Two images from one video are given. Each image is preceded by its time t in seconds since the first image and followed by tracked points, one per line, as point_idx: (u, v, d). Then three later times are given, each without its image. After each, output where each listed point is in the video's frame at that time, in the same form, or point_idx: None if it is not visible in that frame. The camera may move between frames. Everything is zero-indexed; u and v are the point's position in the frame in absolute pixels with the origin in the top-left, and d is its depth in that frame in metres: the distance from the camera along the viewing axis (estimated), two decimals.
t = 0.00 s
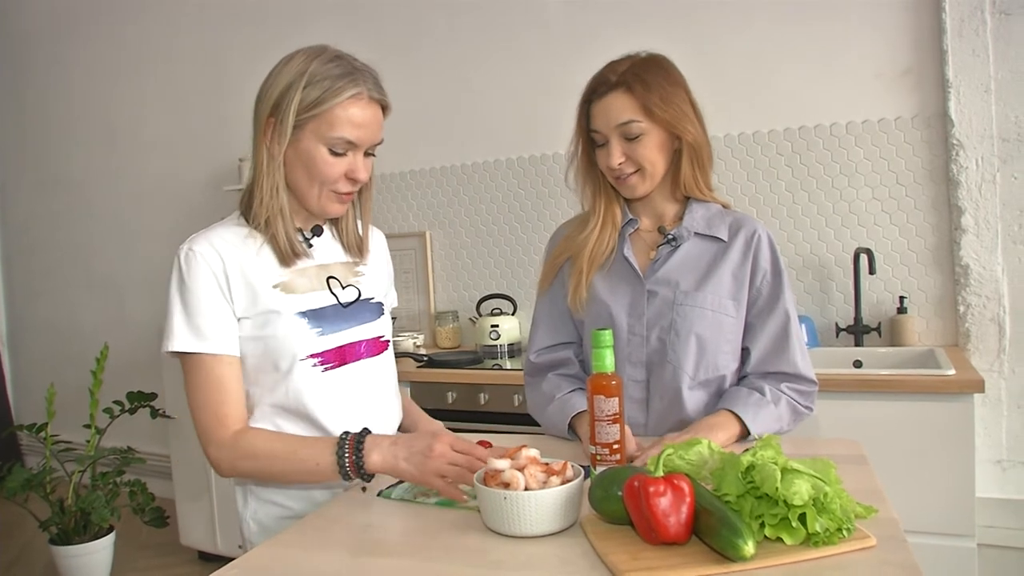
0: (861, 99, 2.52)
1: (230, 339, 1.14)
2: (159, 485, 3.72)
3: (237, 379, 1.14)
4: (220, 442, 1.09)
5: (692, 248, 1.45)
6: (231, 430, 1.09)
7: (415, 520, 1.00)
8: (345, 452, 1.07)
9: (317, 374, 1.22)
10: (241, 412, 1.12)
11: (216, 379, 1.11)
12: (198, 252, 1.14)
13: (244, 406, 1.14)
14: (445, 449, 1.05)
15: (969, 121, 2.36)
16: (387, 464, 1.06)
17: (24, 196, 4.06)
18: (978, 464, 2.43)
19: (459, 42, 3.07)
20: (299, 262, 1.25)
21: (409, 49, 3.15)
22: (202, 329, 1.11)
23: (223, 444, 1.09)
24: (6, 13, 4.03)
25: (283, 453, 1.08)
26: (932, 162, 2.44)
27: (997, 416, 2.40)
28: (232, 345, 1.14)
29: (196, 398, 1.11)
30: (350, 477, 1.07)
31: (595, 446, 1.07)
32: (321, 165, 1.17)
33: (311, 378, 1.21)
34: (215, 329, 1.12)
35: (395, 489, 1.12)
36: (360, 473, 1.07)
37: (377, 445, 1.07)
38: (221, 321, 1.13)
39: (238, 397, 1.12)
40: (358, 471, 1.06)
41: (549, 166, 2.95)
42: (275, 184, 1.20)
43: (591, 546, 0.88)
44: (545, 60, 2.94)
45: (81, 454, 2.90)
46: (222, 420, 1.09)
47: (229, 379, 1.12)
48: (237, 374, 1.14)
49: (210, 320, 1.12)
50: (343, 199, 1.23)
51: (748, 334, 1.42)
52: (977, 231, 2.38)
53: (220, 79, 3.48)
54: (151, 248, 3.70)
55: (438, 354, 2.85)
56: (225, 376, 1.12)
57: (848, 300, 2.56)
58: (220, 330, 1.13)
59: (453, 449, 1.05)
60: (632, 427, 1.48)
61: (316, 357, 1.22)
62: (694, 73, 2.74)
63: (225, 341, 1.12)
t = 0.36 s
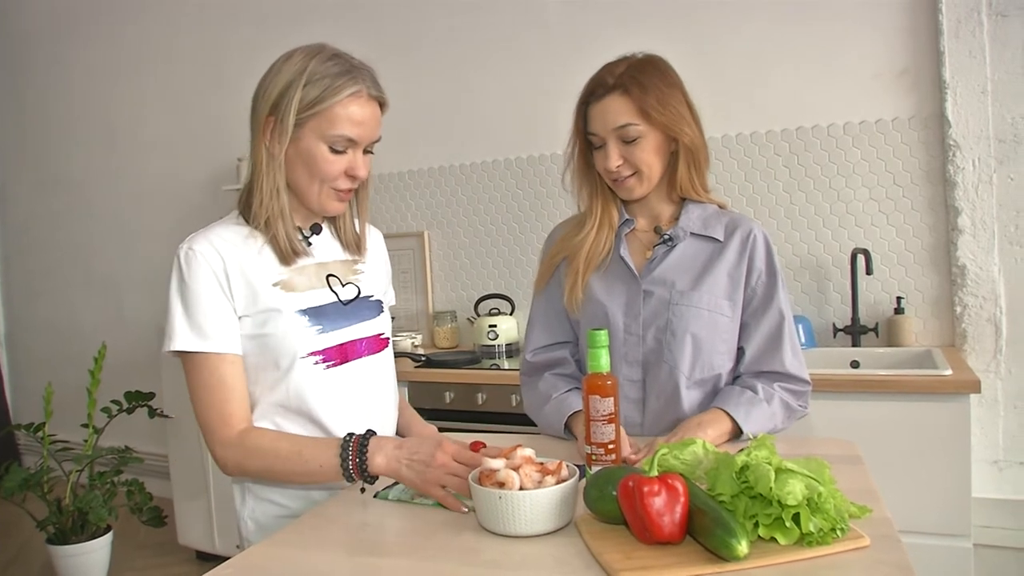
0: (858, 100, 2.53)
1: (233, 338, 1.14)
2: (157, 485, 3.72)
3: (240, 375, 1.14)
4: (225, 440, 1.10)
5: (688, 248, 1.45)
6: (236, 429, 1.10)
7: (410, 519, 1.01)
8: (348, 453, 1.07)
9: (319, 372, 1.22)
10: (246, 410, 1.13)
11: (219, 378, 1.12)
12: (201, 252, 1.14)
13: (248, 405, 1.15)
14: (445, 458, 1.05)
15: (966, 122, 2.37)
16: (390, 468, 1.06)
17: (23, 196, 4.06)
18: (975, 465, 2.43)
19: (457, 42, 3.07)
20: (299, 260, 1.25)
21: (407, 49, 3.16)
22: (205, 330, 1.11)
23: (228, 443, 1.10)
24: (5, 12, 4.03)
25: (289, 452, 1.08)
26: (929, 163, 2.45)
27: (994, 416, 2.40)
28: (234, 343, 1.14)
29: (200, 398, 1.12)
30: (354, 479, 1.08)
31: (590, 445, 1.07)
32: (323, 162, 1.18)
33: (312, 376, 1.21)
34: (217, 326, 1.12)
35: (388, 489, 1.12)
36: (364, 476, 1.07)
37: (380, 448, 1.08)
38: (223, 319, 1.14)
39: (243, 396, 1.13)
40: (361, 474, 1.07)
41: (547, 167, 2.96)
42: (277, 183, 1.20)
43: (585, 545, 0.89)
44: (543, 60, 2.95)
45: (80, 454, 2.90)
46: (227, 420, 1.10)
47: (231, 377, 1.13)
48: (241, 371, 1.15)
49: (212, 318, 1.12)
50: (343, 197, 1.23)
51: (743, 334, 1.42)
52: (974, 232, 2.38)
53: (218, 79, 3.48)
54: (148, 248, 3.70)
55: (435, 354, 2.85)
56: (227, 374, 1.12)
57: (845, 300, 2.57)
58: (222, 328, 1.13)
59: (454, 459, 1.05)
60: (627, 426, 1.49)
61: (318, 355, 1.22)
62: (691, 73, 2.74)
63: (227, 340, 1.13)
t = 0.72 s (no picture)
0: (858, 102, 2.53)
1: (233, 341, 1.14)
2: (156, 483, 3.72)
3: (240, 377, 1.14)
4: (224, 441, 1.10)
5: (686, 248, 1.45)
6: (236, 430, 1.11)
7: (404, 518, 1.01)
8: (344, 457, 1.06)
9: (315, 373, 1.22)
10: (245, 412, 1.13)
11: (219, 380, 1.12)
12: (196, 253, 1.14)
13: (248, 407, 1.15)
14: (439, 466, 1.04)
15: (965, 124, 2.37)
16: (383, 472, 1.05)
17: (22, 193, 4.06)
18: (973, 468, 2.43)
19: (457, 42, 3.07)
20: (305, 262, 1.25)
21: (406, 49, 3.15)
22: (205, 334, 1.11)
23: (228, 444, 1.10)
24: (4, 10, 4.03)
25: (286, 456, 1.09)
26: (929, 165, 2.45)
27: (993, 419, 2.40)
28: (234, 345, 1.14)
29: (200, 399, 1.12)
30: (349, 482, 1.07)
31: (585, 445, 1.07)
32: (345, 146, 1.21)
33: (308, 377, 1.21)
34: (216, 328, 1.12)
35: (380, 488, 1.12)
36: (359, 482, 1.07)
37: (376, 453, 1.06)
38: (222, 321, 1.13)
39: (242, 398, 1.13)
40: (356, 478, 1.06)
41: (547, 167, 2.95)
42: (294, 185, 1.20)
43: (579, 546, 0.89)
44: (543, 60, 2.95)
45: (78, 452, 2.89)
46: (227, 421, 1.11)
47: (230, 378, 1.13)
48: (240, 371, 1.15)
49: (211, 321, 1.12)
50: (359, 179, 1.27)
51: (740, 336, 1.42)
52: (973, 234, 2.38)
53: (217, 78, 3.48)
54: (148, 246, 3.70)
55: (434, 354, 2.85)
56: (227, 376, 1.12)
57: (844, 302, 2.56)
58: (221, 330, 1.13)
59: (448, 467, 1.04)
60: (624, 426, 1.49)
61: (315, 357, 1.22)
62: (690, 74, 2.74)
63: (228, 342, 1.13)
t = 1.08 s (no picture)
0: (866, 107, 2.52)
1: (228, 343, 1.15)
2: (163, 483, 3.74)
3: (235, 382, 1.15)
4: (214, 444, 1.10)
5: (689, 253, 1.45)
6: (225, 433, 1.11)
7: (409, 519, 1.01)
8: (328, 464, 1.06)
9: (318, 375, 1.23)
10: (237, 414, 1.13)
11: (212, 381, 1.13)
12: (197, 255, 1.15)
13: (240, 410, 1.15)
14: (423, 476, 1.02)
15: (973, 129, 2.36)
16: (369, 480, 1.04)
17: (32, 195, 4.09)
18: (981, 475, 2.42)
19: (464, 45, 3.08)
20: (298, 264, 1.25)
21: (414, 52, 3.16)
22: (199, 334, 1.12)
23: (216, 446, 1.10)
24: (15, 12, 4.06)
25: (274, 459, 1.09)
26: (936, 171, 2.44)
27: (1002, 426, 2.39)
28: (229, 346, 1.15)
29: (192, 401, 1.13)
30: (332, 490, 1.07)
31: (589, 449, 1.07)
32: (338, 168, 1.19)
33: (312, 379, 1.22)
34: (213, 328, 1.13)
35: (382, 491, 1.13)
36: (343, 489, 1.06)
37: (360, 461, 1.06)
38: (220, 322, 1.14)
39: (234, 401, 1.14)
40: (340, 485, 1.06)
41: (554, 170, 2.96)
42: (282, 185, 1.20)
43: (581, 550, 0.89)
44: (550, 64, 2.95)
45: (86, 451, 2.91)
46: (217, 424, 1.11)
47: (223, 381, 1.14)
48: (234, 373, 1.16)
49: (209, 320, 1.13)
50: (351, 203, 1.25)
51: (744, 341, 1.42)
52: (982, 240, 2.37)
53: (225, 80, 3.50)
54: (157, 247, 3.72)
55: (440, 357, 2.86)
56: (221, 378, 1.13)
57: (851, 308, 2.56)
58: (218, 330, 1.14)
59: (433, 478, 1.03)
60: (628, 431, 1.48)
61: (317, 359, 1.23)
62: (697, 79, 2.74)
63: (221, 342, 1.13)
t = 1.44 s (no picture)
0: (872, 111, 2.53)
1: (217, 347, 1.15)
2: (170, 485, 3.76)
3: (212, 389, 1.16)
4: (172, 432, 1.10)
5: (699, 258, 1.46)
6: (184, 425, 1.11)
7: (416, 521, 1.02)
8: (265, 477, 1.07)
9: (325, 378, 1.24)
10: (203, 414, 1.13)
11: (187, 376, 1.13)
12: (205, 256, 1.16)
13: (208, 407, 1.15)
14: (340, 494, 1.02)
15: (980, 134, 2.36)
16: (295, 495, 1.04)
17: (40, 198, 4.11)
18: (987, 479, 2.41)
19: (471, 49, 3.09)
20: (307, 266, 1.26)
21: (421, 55, 3.17)
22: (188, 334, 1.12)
23: (172, 435, 1.10)
24: (24, 17, 4.09)
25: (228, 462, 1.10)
26: (943, 175, 2.44)
27: (1008, 430, 2.38)
28: (217, 350, 1.15)
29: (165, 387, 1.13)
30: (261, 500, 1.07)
31: (595, 452, 1.08)
32: (340, 172, 1.19)
33: (319, 382, 1.23)
34: (206, 334, 1.13)
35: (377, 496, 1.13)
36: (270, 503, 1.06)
37: (294, 478, 1.06)
38: (218, 327, 1.15)
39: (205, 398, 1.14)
40: (269, 497, 1.06)
41: (561, 174, 2.97)
42: (291, 187, 1.22)
43: (587, 551, 0.89)
44: (556, 67, 2.96)
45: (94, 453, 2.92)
46: (179, 415, 1.11)
47: (198, 382, 1.14)
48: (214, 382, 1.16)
49: (203, 324, 1.13)
50: (357, 206, 1.25)
51: (753, 347, 1.43)
52: (988, 245, 2.37)
53: (234, 84, 3.51)
54: (165, 250, 3.74)
55: (447, 360, 2.87)
56: (196, 377, 1.13)
57: (858, 312, 2.56)
58: (208, 335, 1.14)
59: (348, 497, 1.02)
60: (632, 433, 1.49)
61: (324, 361, 1.24)
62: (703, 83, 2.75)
63: (209, 346, 1.13)
